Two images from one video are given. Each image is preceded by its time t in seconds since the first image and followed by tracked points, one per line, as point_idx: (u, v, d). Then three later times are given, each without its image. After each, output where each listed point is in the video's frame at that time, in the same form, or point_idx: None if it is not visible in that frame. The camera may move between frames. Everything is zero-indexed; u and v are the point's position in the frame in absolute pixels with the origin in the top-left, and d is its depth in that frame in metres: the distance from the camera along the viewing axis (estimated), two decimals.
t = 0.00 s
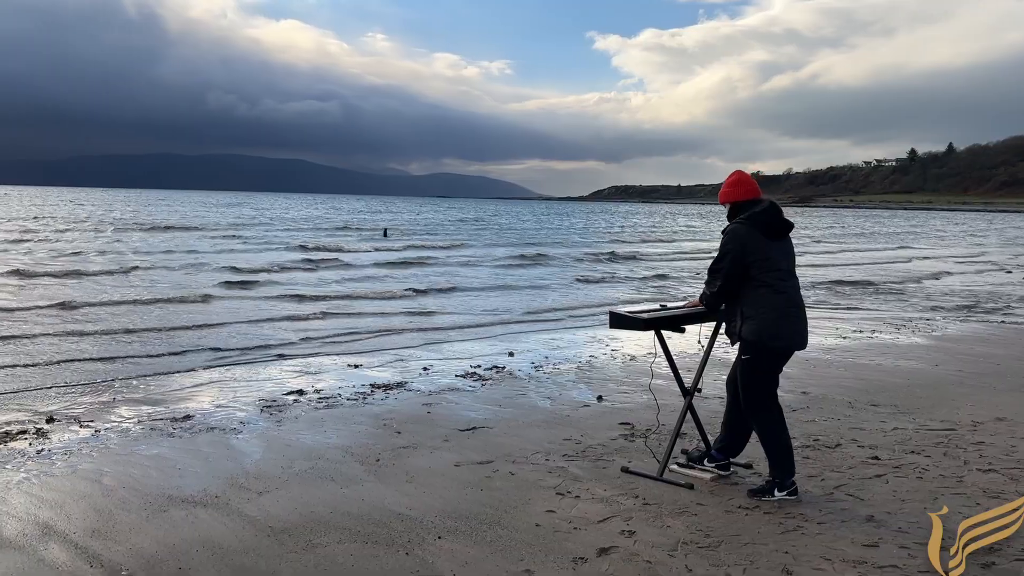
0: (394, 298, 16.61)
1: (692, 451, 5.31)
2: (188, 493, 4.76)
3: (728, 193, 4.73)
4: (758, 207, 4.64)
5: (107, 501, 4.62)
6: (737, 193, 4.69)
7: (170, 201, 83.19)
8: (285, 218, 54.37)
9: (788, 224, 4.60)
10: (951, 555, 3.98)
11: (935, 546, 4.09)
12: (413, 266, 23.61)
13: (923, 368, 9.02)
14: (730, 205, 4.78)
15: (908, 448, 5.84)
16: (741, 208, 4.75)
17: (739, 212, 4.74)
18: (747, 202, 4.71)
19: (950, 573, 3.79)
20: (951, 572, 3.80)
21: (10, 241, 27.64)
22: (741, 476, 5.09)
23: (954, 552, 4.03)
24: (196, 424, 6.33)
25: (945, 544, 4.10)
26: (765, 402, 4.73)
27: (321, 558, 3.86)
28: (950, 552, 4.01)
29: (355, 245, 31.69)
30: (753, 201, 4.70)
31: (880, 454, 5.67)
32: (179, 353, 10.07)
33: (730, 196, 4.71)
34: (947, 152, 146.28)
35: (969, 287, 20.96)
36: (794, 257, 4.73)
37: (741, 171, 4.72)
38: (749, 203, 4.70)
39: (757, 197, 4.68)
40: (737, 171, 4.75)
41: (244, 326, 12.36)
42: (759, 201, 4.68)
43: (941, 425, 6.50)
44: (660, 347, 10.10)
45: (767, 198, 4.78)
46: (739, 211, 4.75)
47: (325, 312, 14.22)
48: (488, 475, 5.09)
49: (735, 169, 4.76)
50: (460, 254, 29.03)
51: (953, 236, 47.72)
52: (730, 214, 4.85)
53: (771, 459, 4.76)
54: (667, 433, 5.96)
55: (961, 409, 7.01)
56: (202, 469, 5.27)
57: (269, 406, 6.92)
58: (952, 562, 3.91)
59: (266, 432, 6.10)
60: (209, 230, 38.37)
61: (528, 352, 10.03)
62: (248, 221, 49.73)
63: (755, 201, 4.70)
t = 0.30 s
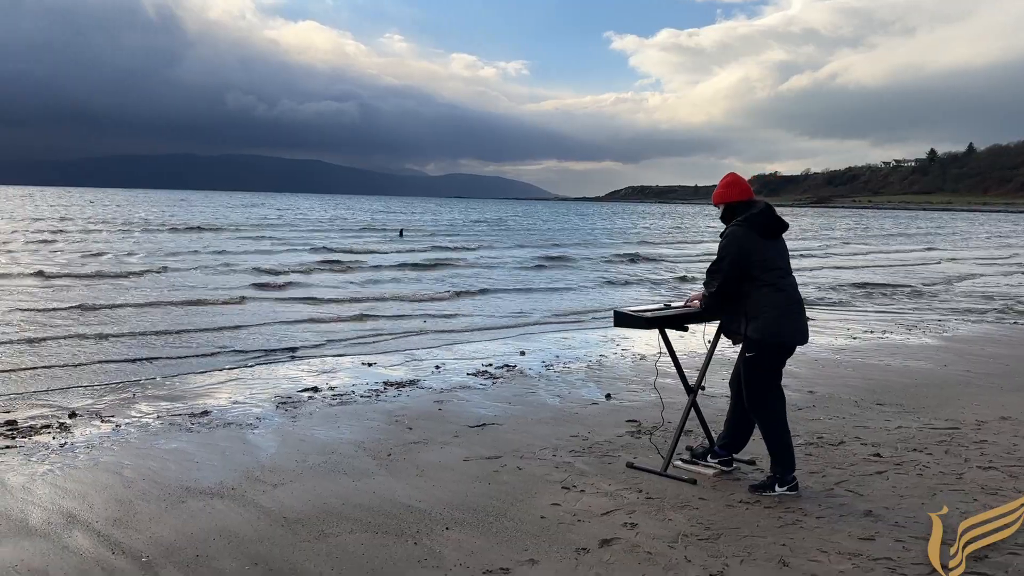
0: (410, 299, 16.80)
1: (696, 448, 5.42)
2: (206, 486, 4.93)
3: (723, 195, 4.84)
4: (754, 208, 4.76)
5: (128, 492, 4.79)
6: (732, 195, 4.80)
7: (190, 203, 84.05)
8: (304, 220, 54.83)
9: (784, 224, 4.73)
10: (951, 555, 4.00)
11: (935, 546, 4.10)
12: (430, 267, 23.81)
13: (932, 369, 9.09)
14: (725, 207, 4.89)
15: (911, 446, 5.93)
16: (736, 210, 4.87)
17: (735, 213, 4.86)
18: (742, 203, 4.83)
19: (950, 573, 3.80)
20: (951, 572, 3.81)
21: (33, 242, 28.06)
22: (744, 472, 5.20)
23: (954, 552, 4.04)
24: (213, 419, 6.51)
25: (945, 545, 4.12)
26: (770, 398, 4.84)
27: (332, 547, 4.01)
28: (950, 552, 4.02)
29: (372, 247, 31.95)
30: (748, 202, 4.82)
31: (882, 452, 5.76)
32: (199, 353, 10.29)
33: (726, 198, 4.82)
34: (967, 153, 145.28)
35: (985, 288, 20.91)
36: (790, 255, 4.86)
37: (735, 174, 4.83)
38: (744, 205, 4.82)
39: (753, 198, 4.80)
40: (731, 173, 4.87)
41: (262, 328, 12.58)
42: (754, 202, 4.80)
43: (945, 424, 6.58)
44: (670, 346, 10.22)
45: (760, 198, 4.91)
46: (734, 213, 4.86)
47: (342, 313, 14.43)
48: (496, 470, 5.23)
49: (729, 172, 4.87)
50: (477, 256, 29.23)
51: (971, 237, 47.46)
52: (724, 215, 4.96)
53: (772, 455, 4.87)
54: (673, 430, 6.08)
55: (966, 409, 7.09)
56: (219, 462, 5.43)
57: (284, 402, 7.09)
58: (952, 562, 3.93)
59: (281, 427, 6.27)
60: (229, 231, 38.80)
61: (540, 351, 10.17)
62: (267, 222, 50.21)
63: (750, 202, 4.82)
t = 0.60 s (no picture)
0: (427, 300, 16.99)
1: (702, 441, 5.54)
2: (226, 475, 5.11)
3: (723, 199, 4.96)
4: (755, 209, 4.88)
5: (151, 481, 4.98)
6: (733, 197, 4.92)
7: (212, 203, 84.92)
8: (324, 220, 55.32)
9: (785, 224, 4.86)
10: (951, 555, 3.99)
11: (935, 546, 4.09)
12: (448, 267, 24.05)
13: (942, 367, 9.16)
14: (726, 209, 5.01)
15: (915, 441, 6.02)
16: (736, 211, 4.99)
17: (735, 215, 4.98)
18: (742, 205, 4.95)
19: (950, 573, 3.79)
20: (951, 572, 3.80)
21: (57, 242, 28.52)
22: (748, 465, 5.32)
23: (955, 552, 4.03)
24: (233, 413, 6.70)
25: (946, 545, 4.10)
26: (776, 395, 4.95)
27: (346, 532, 4.16)
28: (951, 552, 4.02)
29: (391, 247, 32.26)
30: (748, 204, 4.94)
31: (886, 447, 5.86)
32: (221, 351, 10.53)
33: (727, 200, 4.94)
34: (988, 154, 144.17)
35: (1003, 289, 20.88)
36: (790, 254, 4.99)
37: (735, 176, 4.96)
38: (744, 207, 4.95)
39: (753, 200, 4.92)
40: (731, 176, 4.99)
41: (282, 328, 12.82)
42: (754, 203, 4.93)
43: (951, 421, 6.67)
44: (682, 344, 10.35)
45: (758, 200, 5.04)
46: (734, 215, 4.98)
47: (361, 314, 14.65)
48: (506, 462, 5.38)
49: (728, 174, 5.00)
50: (494, 256, 29.45)
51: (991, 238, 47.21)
52: (724, 217, 5.08)
53: (775, 448, 4.99)
54: (681, 425, 6.21)
55: (973, 407, 7.16)
56: (239, 452, 5.62)
57: (302, 397, 7.27)
58: (953, 561, 3.92)
59: (298, 421, 6.45)
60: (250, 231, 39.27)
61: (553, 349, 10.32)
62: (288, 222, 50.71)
63: (750, 204, 4.94)
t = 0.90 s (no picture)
0: (444, 301, 17.20)
1: (708, 438, 5.65)
2: (244, 467, 5.28)
3: (728, 204, 5.06)
4: (759, 213, 4.99)
5: (171, 473, 5.15)
6: (737, 202, 5.03)
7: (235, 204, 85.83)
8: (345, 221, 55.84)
9: (788, 227, 4.96)
10: (951, 555, 4.01)
11: (936, 546, 4.11)
12: (467, 268, 24.27)
13: (953, 368, 9.21)
14: (729, 214, 5.12)
15: (920, 440, 6.10)
16: (740, 216, 5.09)
17: (739, 219, 5.08)
18: (745, 209, 5.06)
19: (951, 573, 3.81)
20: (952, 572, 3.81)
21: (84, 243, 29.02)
22: (752, 462, 5.43)
23: (955, 552, 4.05)
24: (251, 409, 6.88)
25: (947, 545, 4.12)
26: (780, 394, 5.05)
27: (358, 523, 4.32)
28: (950, 552, 4.04)
29: (411, 248, 32.55)
30: (751, 208, 5.05)
31: (891, 446, 5.95)
32: (243, 352, 10.76)
33: (730, 206, 5.05)
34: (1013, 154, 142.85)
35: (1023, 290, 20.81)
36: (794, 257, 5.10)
37: (738, 182, 5.07)
38: (747, 211, 5.05)
39: (756, 204, 5.03)
40: (735, 181, 5.10)
41: (302, 329, 13.05)
42: (758, 207, 5.03)
43: (958, 420, 6.74)
44: (694, 343, 10.46)
45: (761, 204, 5.15)
46: (738, 219, 5.09)
47: (380, 315, 14.87)
48: (515, 457, 5.51)
49: (732, 180, 5.10)
50: (513, 257, 29.65)
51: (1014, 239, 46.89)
52: (727, 221, 5.19)
53: (778, 445, 5.10)
54: (688, 423, 6.32)
55: (980, 407, 7.22)
56: (257, 446, 5.79)
57: (319, 393, 7.45)
58: (953, 562, 3.94)
59: (314, 416, 6.63)
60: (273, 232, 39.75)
61: (566, 348, 10.46)
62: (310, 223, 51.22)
63: (754, 208, 5.05)
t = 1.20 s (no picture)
0: (462, 302, 17.38)
1: (708, 437, 5.74)
2: (253, 462, 5.44)
3: (733, 206, 5.13)
4: (762, 216, 5.06)
5: (183, 466, 5.32)
6: (741, 205, 5.11)
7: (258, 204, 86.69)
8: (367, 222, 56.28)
9: (791, 231, 5.03)
10: (951, 555, 4.04)
11: (936, 546, 4.14)
12: (486, 270, 24.44)
13: (963, 369, 9.25)
14: (734, 217, 5.19)
15: (922, 440, 6.17)
16: (744, 218, 5.17)
17: (743, 221, 5.16)
18: (750, 212, 5.13)
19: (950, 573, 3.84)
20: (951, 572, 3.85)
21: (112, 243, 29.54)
22: (752, 460, 5.51)
23: (954, 552, 4.08)
24: (264, 405, 7.05)
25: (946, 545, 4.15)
26: (777, 394, 5.12)
27: (361, 515, 4.45)
28: (950, 551, 4.07)
29: (431, 249, 32.80)
30: (755, 211, 5.12)
31: (892, 445, 6.01)
32: (260, 353, 10.97)
33: (735, 208, 5.13)
34: None
35: None
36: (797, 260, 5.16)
37: (743, 185, 5.14)
38: (751, 214, 5.13)
39: (760, 207, 5.10)
40: (740, 184, 5.17)
41: (320, 330, 13.25)
42: (761, 211, 5.10)
43: (961, 421, 6.79)
44: (705, 344, 10.55)
45: (766, 208, 5.22)
46: (742, 222, 5.17)
47: (397, 316, 15.08)
48: (517, 454, 5.63)
49: (737, 183, 5.18)
50: (532, 258, 29.82)
51: None
52: (732, 223, 5.26)
53: (775, 444, 5.18)
54: (691, 422, 6.41)
55: (985, 407, 7.26)
56: (267, 441, 5.95)
57: (331, 391, 7.61)
58: (953, 562, 3.96)
59: (325, 413, 6.78)
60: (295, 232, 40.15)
61: (577, 348, 10.59)
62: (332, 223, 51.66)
63: (758, 211, 5.12)
